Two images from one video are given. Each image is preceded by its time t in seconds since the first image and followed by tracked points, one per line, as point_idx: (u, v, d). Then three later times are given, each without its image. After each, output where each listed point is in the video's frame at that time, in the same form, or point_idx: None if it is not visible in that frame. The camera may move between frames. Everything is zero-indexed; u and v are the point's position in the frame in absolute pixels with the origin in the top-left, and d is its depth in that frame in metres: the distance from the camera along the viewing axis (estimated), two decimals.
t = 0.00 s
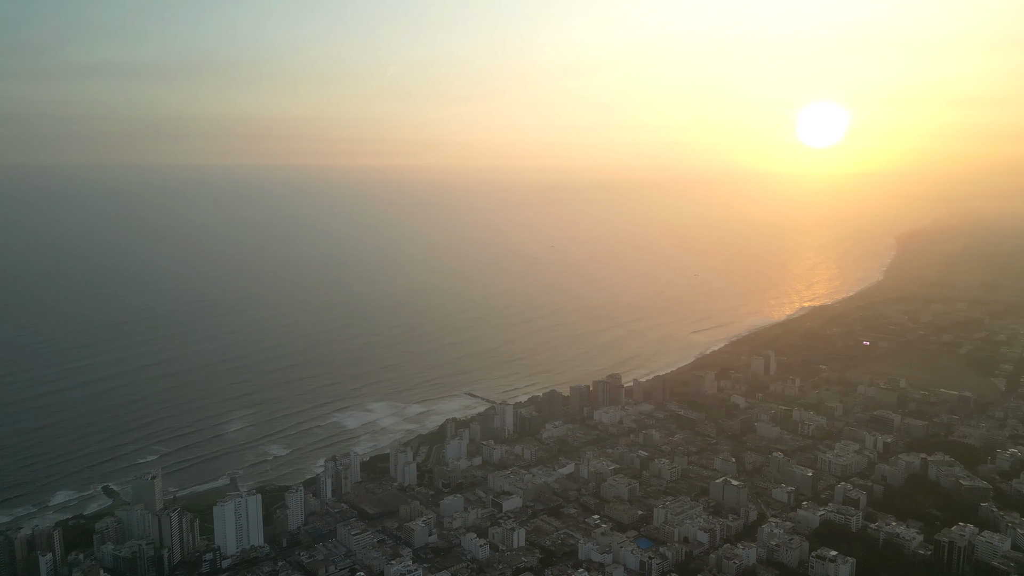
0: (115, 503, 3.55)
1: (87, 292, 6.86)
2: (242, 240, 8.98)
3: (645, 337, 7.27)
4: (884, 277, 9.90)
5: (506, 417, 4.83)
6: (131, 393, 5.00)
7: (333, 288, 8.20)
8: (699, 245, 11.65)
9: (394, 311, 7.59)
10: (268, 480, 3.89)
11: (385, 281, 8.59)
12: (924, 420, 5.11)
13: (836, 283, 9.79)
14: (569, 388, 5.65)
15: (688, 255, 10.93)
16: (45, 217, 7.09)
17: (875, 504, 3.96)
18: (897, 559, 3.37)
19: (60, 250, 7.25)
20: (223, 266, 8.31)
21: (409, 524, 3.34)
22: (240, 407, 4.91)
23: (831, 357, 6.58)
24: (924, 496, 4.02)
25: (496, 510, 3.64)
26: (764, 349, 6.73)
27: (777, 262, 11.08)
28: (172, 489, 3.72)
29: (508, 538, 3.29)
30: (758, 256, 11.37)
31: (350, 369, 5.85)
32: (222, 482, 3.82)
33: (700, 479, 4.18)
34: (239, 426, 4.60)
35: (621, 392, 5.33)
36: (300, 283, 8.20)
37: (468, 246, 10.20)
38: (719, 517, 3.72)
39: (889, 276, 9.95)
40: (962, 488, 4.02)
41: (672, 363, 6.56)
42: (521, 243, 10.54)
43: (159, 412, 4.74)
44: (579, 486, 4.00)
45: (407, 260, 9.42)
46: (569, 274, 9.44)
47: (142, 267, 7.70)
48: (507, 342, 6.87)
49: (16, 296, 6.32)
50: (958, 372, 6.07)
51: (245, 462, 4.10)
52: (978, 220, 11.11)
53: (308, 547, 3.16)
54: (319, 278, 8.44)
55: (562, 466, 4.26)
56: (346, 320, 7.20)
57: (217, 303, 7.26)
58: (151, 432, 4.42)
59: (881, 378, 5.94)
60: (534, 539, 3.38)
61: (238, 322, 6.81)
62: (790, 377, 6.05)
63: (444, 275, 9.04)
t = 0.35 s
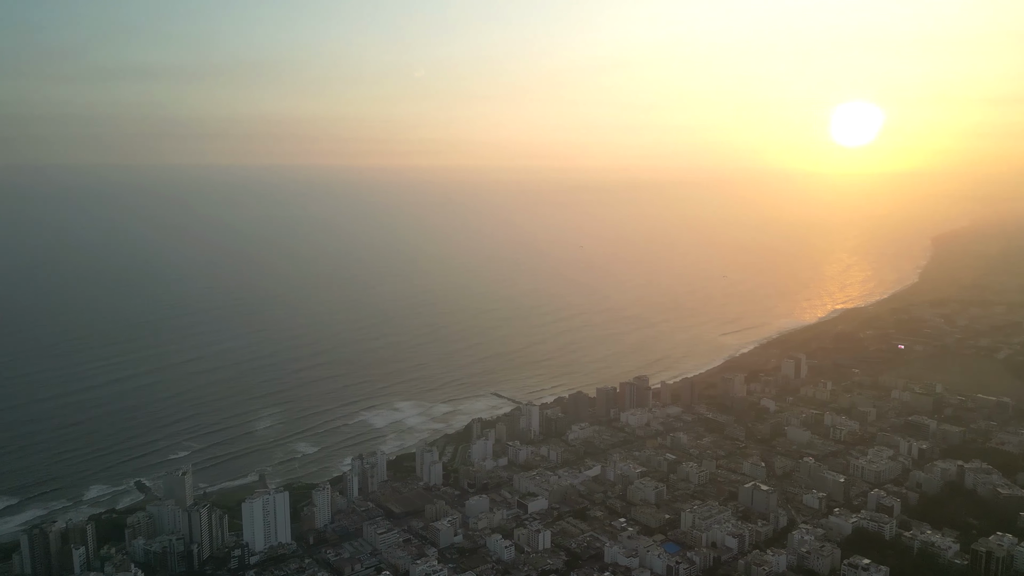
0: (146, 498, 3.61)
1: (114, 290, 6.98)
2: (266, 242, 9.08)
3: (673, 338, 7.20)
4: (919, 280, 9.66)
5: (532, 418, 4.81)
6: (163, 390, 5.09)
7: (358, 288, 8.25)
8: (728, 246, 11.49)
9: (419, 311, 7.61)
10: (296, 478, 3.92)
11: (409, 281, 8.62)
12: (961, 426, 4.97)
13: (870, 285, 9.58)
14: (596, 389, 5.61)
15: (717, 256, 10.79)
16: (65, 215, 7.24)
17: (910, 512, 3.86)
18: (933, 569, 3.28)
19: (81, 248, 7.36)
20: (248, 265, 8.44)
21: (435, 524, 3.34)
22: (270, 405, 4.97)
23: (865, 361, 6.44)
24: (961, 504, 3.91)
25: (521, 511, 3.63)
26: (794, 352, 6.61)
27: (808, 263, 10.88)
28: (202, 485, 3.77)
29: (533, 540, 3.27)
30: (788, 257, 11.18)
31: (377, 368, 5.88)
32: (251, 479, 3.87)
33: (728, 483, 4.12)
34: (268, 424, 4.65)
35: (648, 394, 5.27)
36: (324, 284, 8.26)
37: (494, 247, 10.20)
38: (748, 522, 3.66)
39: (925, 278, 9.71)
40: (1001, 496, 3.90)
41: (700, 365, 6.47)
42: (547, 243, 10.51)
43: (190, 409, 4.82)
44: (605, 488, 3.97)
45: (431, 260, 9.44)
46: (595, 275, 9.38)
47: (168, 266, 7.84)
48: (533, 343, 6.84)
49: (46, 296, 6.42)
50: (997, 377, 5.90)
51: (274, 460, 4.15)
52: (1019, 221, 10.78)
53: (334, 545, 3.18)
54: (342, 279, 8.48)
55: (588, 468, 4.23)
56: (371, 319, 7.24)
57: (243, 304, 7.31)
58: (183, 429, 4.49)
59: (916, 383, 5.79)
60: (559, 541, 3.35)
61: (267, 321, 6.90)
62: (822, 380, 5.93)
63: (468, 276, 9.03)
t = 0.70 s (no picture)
0: (177, 494, 3.67)
1: (146, 290, 7.10)
2: (296, 243, 9.19)
3: (700, 340, 7.12)
4: (956, 282, 9.42)
5: (558, 419, 4.79)
6: (194, 387, 5.17)
7: (386, 287, 8.31)
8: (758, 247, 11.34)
9: (445, 311, 7.64)
10: (323, 475, 3.95)
11: (437, 281, 8.65)
12: (999, 433, 4.83)
13: (903, 288, 9.37)
14: (622, 391, 5.56)
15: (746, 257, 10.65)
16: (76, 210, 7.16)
17: (945, 520, 3.76)
18: None
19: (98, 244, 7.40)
20: (277, 264, 8.55)
21: (460, 524, 3.34)
22: (298, 403, 5.02)
23: (898, 365, 6.29)
24: (998, 512, 3.80)
25: (546, 513, 3.61)
26: (825, 355, 6.49)
27: (840, 265, 10.68)
28: (231, 482, 3.82)
29: (558, 542, 3.25)
30: (819, 258, 10.99)
31: (404, 367, 5.91)
32: (279, 476, 3.91)
33: (757, 488, 4.06)
34: (296, 422, 4.69)
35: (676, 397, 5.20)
36: (353, 283, 8.33)
37: (520, 247, 10.19)
38: (777, 528, 3.59)
39: (961, 280, 9.46)
40: None
41: (728, 367, 6.39)
42: (574, 243, 10.48)
43: (220, 406, 4.88)
44: (631, 491, 3.93)
45: (458, 260, 9.47)
46: (623, 276, 9.32)
47: (195, 265, 7.94)
48: (559, 343, 6.81)
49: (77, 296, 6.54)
50: None
51: (301, 457, 4.19)
52: None
53: (360, 544, 3.20)
54: (371, 279, 8.55)
55: (614, 470, 4.20)
56: (399, 319, 7.28)
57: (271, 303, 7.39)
58: (213, 426, 4.56)
59: (952, 387, 5.65)
60: (584, 544, 3.33)
61: (296, 320, 6.98)
62: (853, 384, 5.82)
63: (495, 276, 9.04)
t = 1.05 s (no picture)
0: (205, 490, 3.72)
1: (175, 290, 7.22)
2: (322, 247, 9.29)
3: (728, 342, 7.04)
4: (993, 285, 9.17)
5: (583, 421, 4.76)
6: (223, 385, 5.25)
7: (411, 288, 8.35)
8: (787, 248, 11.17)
9: (470, 311, 7.66)
10: (348, 474, 3.98)
11: (462, 281, 8.68)
12: None
13: (938, 290, 9.15)
14: (648, 393, 5.51)
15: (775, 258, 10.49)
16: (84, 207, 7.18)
17: (981, 528, 3.65)
18: None
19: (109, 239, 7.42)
20: (305, 266, 8.65)
21: (483, 524, 3.33)
22: (324, 401, 5.06)
23: (932, 369, 6.14)
24: None
25: (571, 515, 3.59)
26: (856, 358, 6.36)
27: (872, 267, 10.47)
28: (258, 479, 3.86)
29: (582, 545, 3.23)
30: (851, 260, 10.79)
31: (429, 367, 5.93)
32: (306, 473, 3.94)
33: (785, 493, 3.99)
34: (322, 420, 4.73)
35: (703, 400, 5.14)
36: (379, 284, 8.39)
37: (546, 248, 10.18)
38: (806, 534, 3.53)
39: (999, 283, 9.21)
40: None
41: (756, 370, 6.30)
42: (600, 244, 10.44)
43: (249, 404, 4.94)
44: (657, 495, 3.89)
45: (483, 261, 9.49)
46: (649, 277, 9.25)
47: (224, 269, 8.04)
48: (584, 344, 6.78)
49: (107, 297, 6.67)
50: None
51: (327, 456, 4.21)
52: None
53: (384, 543, 3.21)
54: (396, 279, 8.60)
55: (640, 473, 4.16)
56: (424, 318, 7.31)
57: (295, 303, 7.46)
58: (241, 423, 4.61)
59: (989, 393, 5.49)
60: (609, 547, 3.30)
61: (322, 319, 7.04)
62: (885, 389, 5.69)
63: (520, 276, 9.03)
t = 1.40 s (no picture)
0: (239, 486, 3.77)
1: (212, 293, 7.40)
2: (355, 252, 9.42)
3: (762, 345, 6.92)
4: None
5: (614, 423, 4.71)
6: (257, 382, 5.33)
7: (442, 288, 8.40)
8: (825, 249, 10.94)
9: (501, 312, 7.67)
10: (379, 472, 4.00)
11: (493, 282, 8.70)
12: None
13: (982, 294, 8.87)
14: (680, 395, 5.45)
15: (811, 259, 10.29)
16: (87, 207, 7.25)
17: None
18: None
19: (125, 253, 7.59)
20: (337, 270, 8.77)
21: (513, 526, 3.32)
22: (356, 400, 5.11)
23: (976, 375, 5.95)
24: None
25: (601, 518, 3.56)
26: (895, 363, 6.20)
27: (912, 269, 10.19)
28: (291, 476, 3.90)
29: (613, 548, 3.19)
30: (890, 262, 10.52)
31: (459, 367, 5.95)
32: (338, 471, 3.97)
33: (821, 500, 3.90)
34: (354, 418, 4.77)
35: (737, 403, 5.06)
36: (410, 284, 8.45)
37: (577, 249, 10.14)
38: (842, 543, 3.44)
39: None
40: None
41: (791, 374, 6.19)
42: (631, 245, 10.36)
43: (282, 401, 5.01)
44: (689, 499, 3.84)
45: (514, 263, 9.50)
46: (681, 278, 9.16)
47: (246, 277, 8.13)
48: (615, 346, 6.73)
49: (151, 300, 6.89)
50: None
51: (359, 454, 4.25)
52: None
53: (414, 542, 3.21)
54: (428, 280, 8.65)
55: (672, 477, 4.11)
56: (455, 319, 7.35)
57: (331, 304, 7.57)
58: (275, 420, 4.68)
59: None
60: (640, 551, 3.26)
61: (355, 319, 7.13)
62: (926, 395, 5.54)
63: (551, 278, 9.03)
